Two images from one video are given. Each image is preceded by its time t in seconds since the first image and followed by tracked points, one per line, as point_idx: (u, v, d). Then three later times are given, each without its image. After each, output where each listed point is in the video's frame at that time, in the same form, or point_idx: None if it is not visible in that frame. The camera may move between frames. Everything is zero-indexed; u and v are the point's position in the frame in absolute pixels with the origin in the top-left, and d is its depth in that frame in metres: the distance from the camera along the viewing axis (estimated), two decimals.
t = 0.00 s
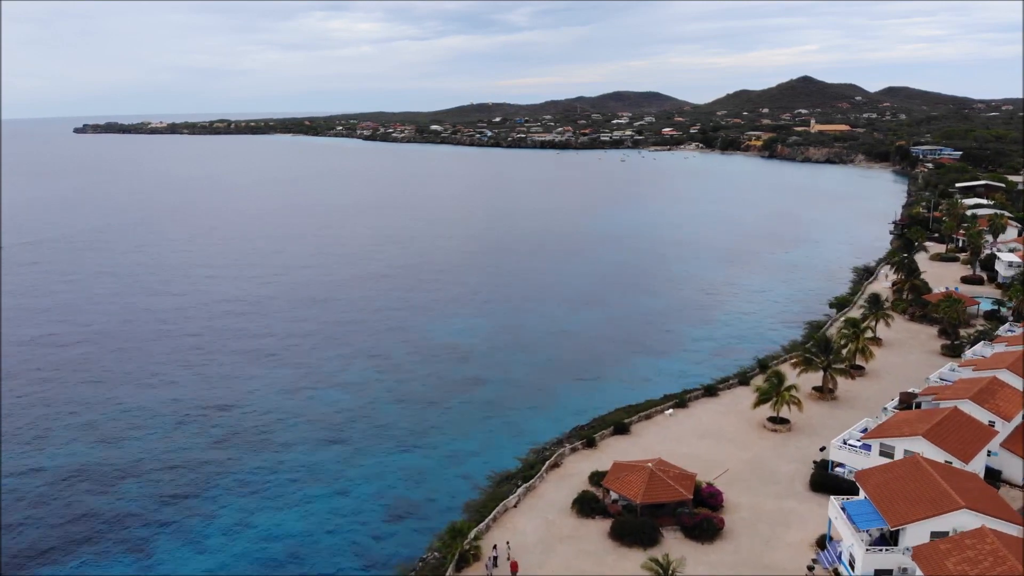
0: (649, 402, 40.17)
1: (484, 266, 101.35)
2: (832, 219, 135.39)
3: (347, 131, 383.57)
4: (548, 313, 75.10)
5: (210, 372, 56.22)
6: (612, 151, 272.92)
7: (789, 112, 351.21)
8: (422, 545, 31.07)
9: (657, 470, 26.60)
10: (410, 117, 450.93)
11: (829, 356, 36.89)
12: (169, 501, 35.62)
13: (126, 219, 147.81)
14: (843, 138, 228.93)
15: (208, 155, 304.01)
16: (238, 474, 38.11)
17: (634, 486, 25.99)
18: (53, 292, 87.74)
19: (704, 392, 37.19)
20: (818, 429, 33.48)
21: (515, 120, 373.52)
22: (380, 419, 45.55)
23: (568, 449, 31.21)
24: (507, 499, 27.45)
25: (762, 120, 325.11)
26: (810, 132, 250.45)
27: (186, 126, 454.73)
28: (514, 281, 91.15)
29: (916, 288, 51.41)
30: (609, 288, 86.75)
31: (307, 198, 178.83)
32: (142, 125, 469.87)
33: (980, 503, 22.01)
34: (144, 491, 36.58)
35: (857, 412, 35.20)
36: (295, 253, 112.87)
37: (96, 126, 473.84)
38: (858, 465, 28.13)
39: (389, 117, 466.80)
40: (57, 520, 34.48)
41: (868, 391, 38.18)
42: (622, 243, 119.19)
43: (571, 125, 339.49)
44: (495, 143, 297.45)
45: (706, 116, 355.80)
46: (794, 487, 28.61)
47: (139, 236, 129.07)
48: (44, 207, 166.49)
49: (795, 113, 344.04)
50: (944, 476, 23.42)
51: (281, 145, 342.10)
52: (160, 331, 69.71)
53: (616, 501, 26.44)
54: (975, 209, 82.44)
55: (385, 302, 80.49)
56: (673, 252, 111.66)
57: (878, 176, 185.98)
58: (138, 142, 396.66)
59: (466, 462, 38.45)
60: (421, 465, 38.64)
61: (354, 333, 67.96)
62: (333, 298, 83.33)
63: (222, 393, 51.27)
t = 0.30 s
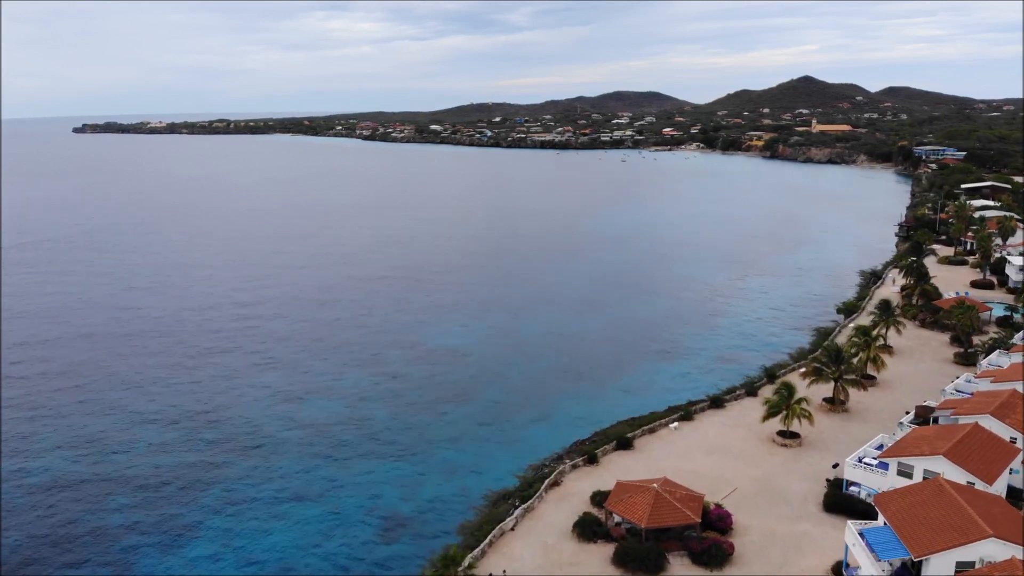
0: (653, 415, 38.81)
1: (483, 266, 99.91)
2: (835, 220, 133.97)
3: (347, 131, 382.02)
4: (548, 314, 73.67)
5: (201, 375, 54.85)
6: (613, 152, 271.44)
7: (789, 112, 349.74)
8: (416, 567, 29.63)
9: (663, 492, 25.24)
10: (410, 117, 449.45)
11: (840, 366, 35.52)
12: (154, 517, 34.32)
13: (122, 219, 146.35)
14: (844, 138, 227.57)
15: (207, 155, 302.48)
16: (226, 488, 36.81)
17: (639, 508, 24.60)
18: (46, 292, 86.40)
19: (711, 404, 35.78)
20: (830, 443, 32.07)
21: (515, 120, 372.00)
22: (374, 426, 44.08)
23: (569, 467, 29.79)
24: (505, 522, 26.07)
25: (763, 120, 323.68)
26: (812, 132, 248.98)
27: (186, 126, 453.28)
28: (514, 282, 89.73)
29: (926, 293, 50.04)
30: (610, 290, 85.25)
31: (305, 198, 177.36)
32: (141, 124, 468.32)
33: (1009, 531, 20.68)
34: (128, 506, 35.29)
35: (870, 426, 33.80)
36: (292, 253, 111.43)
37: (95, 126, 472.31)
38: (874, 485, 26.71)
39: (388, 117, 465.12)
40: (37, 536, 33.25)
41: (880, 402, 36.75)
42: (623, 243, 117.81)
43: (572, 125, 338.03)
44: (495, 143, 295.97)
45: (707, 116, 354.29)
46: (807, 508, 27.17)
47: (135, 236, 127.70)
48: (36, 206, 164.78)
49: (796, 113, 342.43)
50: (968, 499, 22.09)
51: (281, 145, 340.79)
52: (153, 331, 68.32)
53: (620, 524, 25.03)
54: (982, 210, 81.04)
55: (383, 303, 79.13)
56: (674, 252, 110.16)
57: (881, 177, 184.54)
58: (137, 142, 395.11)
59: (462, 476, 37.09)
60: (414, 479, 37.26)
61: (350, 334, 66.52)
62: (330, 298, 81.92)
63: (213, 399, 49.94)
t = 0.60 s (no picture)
0: (657, 427, 37.52)
1: (481, 267, 98.50)
2: (837, 221, 132.66)
3: (346, 131, 380.49)
4: (548, 315, 72.41)
5: (193, 378, 53.65)
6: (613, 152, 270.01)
7: (790, 113, 348.19)
8: None
9: (669, 514, 23.87)
10: (410, 118, 447.96)
11: (852, 377, 34.17)
12: (138, 534, 33.18)
13: (118, 219, 144.90)
14: (846, 138, 226.26)
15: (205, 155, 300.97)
16: (214, 503, 35.65)
17: (644, 531, 23.25)
18: (39, 292, 85.20)
19: (717, 416, 34.46)
20: (842, 458, 30.71)
21: (515, 120, 370.55)
22: (367, 435, 42.81)
23: (569, 484, 28.46)
24: (502, 546, 24.67)
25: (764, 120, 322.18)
26: (813, 132, 247.69)
27: (185, 126, 451.63)
28: (513, 282, 88.43)
29: (936, 298, 48.72)
30: (611, 291, 83.87)
31: (303, 199, 176.05)
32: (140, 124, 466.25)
33: None
34: (112, 523, 34.17)
35: (884, 439, 32.45)
36: (289, 253, 110.18)
37: (95, 125, 470.89)
38: (891, 505, 25.40)
39: (388, 117, 463.44)
40: (17, 552, 32.15)
41: (893, 413, 35.40)
42: (622, 244, 116.53)
43: (572, 125, 336.63)
44: (495, 143, 294.55)
45: (708, 116, 352.69)
46: (820, 529, 25.76)
47: (132, 236, 126.49)
48: (33, 206, 163.34)
49: (796, 113, 340.92)
50: (995, 525, 20.80)
51: (281, 145, 339.65)
52: (144, 331, 67.08)
53: (624, 550, 23.67)
54: (989, 212, 79.80)
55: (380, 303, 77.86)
56: (675, 253, 108.84)
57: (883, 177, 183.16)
58: (136, 142, 393.36)
59: (459, 491, 35.86)
60: (408, 493, 36.04)
61: (345, 335, 65.20)
62: (326, 299, 80.64)
63: (204, 402, 48.68)
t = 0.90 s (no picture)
0: (660, 440, 36.27)
1: (481, 267, 97.09)
2: (840, 221, 131.31)
3: (346, 131, 379.11)
4: (549, 316, 71.06)
5: (185, 381, 52.36)
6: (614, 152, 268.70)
7: (791, 112, 346.74)
8: None
9: (676, 538, 22.59)
10: (410, 117, 446.52)
11: (864, 389, 32.89)
12: (123, 551, 31.94)
13: (114, 219, 143.55)
14: (849, 138, 224.84)
15: (204, 155, 299.55)
16: (201, 517, 34.39)
17: (649, 557, 21.96)
18: (32, 292, 84.07)
19: (724, 429, 33.15)
20: (855, 474, 29.45)
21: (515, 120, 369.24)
22: (361, 443, 41.49)
23: (569, 503, 27.18)
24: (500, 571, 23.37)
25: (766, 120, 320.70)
26: (815, 133, 246.16)
27: (185, 125, 450.30)
28: (513, 283, 87.00)
29: (948, 304, 47.50)
30: (613, 292, 82.43)
31: (302, 198, 174.62)
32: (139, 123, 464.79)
33: None
34: (98, 538, 32.92)
35: (898, 453, 31.18)
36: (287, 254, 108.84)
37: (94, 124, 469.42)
38: (909, 527, 24.12)
39: (388, 117, 461.97)
40: None
41: (906, 425, 34.05)
42: (624, 244, 115.06)
43: (573, 125, 335.24)
44: (495, 143, 293.25)
45: (709, 116, 351.15)
46: (834, 552, 24.46)
47: (129, 236, 125.39)
48: (30, 206, 162.08)
49: (798, 113, 339.41)
50: None
51: (281, 146, 338.97)
52: (137, 332, 65.87)
53: None
54: (997, 214, 78.45)
55: (378, 305, 76.54)
56: (678, 254, 107.41)
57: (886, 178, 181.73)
58: (136, 141, 392.06)
59: (456, 506, 34.56)
60: (402, 508, 34.78)
61: (341, 337, 63.88)
62: (323, 300, 79.37)
63: (195, 408, 47.41)
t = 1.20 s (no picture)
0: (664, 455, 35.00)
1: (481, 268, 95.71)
2: (843, 222, 130.08)
3: (346, 131, 377.66)
4: (549, 317, 69.74)
5: (178, 382, 51.02)
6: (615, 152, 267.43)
7: (793, 112, 345.29)
8: None
9: (682, 563, 21.37)
10: (410, 117, 445.14)
11: (876, 401, 31.69)
12: (105, 569, 30.37)
13: (111, 219, 142.18)
14: (850, 139, 223.60)
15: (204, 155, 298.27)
16: (189, 531, 32.81)
17: None
18: (25, 293, 82.45)
19: (730, 443, 31.97)
20: (867, 490, 28.25)
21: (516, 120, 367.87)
22: (357, 452, 39.99)
23: (569, 522, 26.00)
24: None
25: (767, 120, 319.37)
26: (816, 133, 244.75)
27: (185, 125, 448.91)
28: (513, 284, 85.63)
29: (958, 310, 46.30)
30: (614, 293, 81.05)
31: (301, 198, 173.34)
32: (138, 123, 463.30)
33: None
34: (82, 550, 31.59)
35: (912, 468, 29.95)
36: (285, 254, 107.54)
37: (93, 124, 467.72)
38: (929, 551, 22.88)
39: (388, 117, 460.52)
40: None
41: (920, 438, 32.82)
42: (626, 245, 113.65)
43: (573, 125, 333.91)
44: (495, 143, 291.92)
45: (710, 116, 349.68)
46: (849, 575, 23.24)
47: (125, 236, 123.87)
48: (27, 206, 160.78)
49: (799, 113, 338.00)
50: None
51: (281, 145, 337.50)
52: (131, 332, 64.51)
53: None
54: (1004, 216, 77.14)
55: (376, 305, 75.25)
56: (679, 255, 106.13)
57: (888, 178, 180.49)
58: (135, 141, 390.45)
59: (453, 519, 33.28)
60: (397, 523, 33.25)
61: (338, 338, 62.32)
62: (320, 301, 77.82)
63: (186, 412, 45.80)
